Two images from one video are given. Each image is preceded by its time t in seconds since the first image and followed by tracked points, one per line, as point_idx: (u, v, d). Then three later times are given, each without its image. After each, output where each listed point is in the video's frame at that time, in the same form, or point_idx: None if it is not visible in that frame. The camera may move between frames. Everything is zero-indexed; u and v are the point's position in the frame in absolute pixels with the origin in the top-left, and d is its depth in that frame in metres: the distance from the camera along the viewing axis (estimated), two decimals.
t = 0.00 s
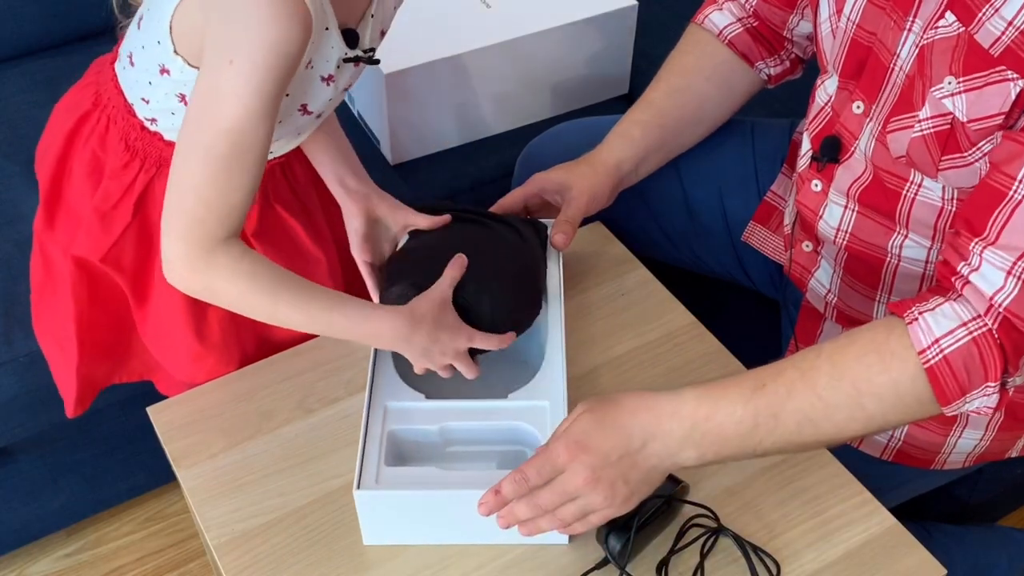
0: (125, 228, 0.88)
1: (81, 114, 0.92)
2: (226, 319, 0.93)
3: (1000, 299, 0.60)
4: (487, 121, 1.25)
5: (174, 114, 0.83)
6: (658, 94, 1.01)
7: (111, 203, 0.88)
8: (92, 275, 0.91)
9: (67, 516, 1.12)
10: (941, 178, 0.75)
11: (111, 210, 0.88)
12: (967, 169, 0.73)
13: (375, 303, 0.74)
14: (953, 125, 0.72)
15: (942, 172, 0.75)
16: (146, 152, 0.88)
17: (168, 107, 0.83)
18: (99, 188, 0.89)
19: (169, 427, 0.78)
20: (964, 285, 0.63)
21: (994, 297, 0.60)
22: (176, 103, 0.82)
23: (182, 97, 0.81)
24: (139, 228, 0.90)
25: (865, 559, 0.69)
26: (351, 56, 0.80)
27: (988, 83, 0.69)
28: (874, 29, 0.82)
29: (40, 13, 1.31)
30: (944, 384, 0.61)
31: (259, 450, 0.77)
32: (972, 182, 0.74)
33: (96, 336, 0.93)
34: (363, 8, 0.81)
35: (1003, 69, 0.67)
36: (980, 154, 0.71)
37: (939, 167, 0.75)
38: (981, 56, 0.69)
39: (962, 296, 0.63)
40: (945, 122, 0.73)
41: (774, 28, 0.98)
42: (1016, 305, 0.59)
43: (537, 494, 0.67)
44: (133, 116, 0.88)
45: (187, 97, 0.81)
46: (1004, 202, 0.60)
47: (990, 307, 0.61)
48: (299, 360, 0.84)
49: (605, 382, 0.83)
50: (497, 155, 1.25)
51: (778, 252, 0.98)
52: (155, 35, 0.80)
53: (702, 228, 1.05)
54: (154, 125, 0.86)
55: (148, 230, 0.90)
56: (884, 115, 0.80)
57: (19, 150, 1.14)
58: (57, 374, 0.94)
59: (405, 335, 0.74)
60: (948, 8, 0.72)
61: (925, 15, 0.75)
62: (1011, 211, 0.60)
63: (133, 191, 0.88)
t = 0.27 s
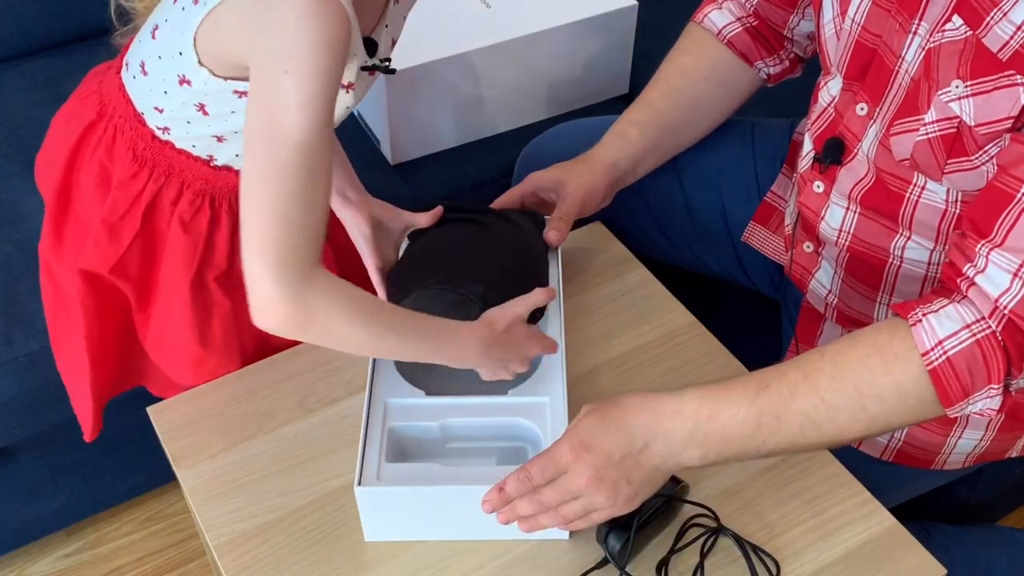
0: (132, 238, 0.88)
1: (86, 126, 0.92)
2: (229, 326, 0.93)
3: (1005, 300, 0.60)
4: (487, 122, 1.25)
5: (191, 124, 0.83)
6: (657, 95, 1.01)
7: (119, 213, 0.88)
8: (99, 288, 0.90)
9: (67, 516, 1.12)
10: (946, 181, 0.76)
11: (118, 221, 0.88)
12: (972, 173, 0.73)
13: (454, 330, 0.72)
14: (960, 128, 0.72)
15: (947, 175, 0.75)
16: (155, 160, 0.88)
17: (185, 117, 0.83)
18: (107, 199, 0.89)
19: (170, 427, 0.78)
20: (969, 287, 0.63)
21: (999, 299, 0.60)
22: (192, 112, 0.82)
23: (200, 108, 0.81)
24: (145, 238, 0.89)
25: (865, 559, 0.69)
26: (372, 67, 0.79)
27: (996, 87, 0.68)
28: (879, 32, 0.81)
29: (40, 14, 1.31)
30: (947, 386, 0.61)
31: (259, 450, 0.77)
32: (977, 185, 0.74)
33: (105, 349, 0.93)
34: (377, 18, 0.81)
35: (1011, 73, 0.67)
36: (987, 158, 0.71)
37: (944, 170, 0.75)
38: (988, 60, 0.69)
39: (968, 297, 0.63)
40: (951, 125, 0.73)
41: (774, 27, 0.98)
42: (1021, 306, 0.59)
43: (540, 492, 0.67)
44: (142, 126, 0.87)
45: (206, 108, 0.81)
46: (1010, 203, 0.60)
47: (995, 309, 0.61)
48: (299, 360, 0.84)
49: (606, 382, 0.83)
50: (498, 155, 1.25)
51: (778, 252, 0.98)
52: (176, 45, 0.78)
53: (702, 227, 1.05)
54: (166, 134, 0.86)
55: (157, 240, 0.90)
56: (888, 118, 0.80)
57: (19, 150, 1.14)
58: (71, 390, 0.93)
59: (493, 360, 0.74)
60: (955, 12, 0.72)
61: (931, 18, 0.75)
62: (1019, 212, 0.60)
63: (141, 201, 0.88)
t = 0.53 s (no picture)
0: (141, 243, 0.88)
1: (92, 132, 0.89)
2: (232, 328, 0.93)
3: (1007, 300, 0.60)
4: (488, 122, 1.25)
5: (205, 128, 0.80)
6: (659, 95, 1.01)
7: (129, 219, 0.87)
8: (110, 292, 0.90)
9: (67, 516, 1.12)
10: (949, 182, 0.76)
11: (127, 226, 0.87)
12: (974, 174, 0.73)
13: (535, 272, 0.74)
14: (964, 129, 0.72)
15: (950, 176, 0.75)
16: (164, 165, 0.86)
17: (200, 121, 0.80)
18: (115, 206, 0.87)
19: (170, 428, 0.78)
20: (971, 286, 0.63)
21: (1001, 298, 0.60)
22: (209, 116, 0.79)
23: (218, 114, 0.78)
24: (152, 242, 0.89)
25: (864, 559, 0.69)
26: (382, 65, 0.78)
27: (1000, 89, 0.68)
28: (882, 32, 0.81)
29: (40, 13, 1.31)
30: (948, 385, 0.61)
31: (260, 450, 0.77)
32: (980, 186, 0.74)
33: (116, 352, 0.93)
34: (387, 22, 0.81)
35: (1015, 75, 0.67)
36: (990, 159, 0.71)
37: (948, 171, 0.75)
38: (992, 62, 0.69)
39: (970, 297, 0.63)
40: (955, 126, 0.73)
41: (776, 27, 0.98)
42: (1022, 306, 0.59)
43: (541, 489, 0.67)
44: (150, 129, 0.85)
45: (224, 113, 0.78)
46: (1013, 204, 0.60)
47: (996, 309, 0.61)
48: (300, 359, 0.84)
49: (606, 381, 0.83)
50: (498, 155, 1.25)
51: (779, 252, 0.98)
52: (194, 50, 0.73)
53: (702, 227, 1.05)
54: (177, 138, 0.83)
55: (166, 244, 0.90)
56: (891, 119, 0.80)
57: (19, 150, 1.14)
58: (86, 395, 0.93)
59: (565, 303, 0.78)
60: (960, 13, 0.72)
61: (935, 19, 0.75)
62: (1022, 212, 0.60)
63: (150, 206, 0.87)
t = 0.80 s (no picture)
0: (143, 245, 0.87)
1: (95, 133, 0.89)
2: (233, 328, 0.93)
3: (1008, 299, 0.60)
4: (488, 122, 1.25)
5: (206, 126, 0.81)
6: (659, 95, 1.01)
7: (131, 219, 0.86)
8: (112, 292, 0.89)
9: (67, 516, 1.12)
10: (950, 182, 0.76)
11: (128, 227, 0.86)
12: (976, 174, 0.73)
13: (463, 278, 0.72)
14: (965, 130, 0.72)
15: (952, 176, 0.75)
16: (165, 165, 0.85)
17: (200, 117, 0.80)
18: (117, 207, 0.86)
19: (170, 428, 0.78)
20: (971, 285, 0.63)
21: (1001, 298, 0.60)
22: (208, 112, 0.79)
23: (217, 109, 0.78)
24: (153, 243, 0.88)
25: (864, 559, 0.69)
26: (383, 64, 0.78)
27: (1002, 89, 0.68)
28: (884, 33, 0.81)
29: (40, 13, 1.31)
30: (948, 384, 0.61)
31: (260, 450, 0.77)
32: (982, 186, 0.74)
33: (122, 357, 0.91)
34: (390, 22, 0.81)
35: (1017, 75, 0.67)
36: (991, 159, 0.71)
37: (949, 171, 0.75)
38: (993, 62, 0.69)
39: (970, 297, 0.63)
40: (956, 126, 0.73)
41: (776, 27, 0.98)
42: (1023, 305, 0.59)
43: (540, 489, 0.67)
44: (151, 128, 0.85)
45: (223, 109, 0.78)
46: (1015, 203, 0.60)
47: (997, 308, 0.61)
48: (300, 359, 0.84)
49: (607, 381, 0.83)
50: (499, 155, 1.25)
51: (778, 252, 0.98)
52: (194, 42, 0.74)
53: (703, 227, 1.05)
54: (177, 137, 0.84)
55: (168, 245, 0.89)
56: (892, 119, 0.80)
57: (19, 150, 1.14)
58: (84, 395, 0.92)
59: (500, 310, 0.76)
60: (962, 13, 0.71)
61: (937, 20, 0.75)
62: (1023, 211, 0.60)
63: (152, 206, 0.86)
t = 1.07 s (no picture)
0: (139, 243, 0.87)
1: (92, 131, 0.89)
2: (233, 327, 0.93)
3: (1010, 298, 0.60)
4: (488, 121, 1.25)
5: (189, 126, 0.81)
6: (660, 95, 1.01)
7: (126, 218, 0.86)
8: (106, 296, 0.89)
9: (67, 516, 1.12)
10: (952, 182, 0.76)
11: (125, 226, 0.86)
12: (978, 174, 0.73)
13: (307, 262, 0.77)
14: (966, 130, 0.72)
15: (954, 176, 0.75)
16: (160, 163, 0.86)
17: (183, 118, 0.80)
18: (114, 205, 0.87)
19: (170, 428, 0.78)
20: (974, 284, 0.63)
21: (1004, 296, 0.60)
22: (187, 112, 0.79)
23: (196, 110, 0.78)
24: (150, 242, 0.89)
25: (865, 559, 0.69)
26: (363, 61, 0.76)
27: (1004, 89, 0.68)
28: (885, 34, 0.81)
29: (40, 13, 1.31)
30: (950, 383, 0.61)
31: (260, 450, 0.77)
32: (984, 186, 0.74)
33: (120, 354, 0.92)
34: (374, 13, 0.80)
35: (1019, 75, 0.67)
36: (994, 158, 0.71)
37: (950, 171, 0.75)
38: (995, 62, 0.69)
39: (974, 296, 0.63)
40: (957, 127, 0.73)
41: (776, 28, 0.98)
42: None
43: (540, 492, 0.67)
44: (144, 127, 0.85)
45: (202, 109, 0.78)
46: (1017, 201, 0.60)
47: (999, 306, 0.61)
48: (300, 359, 0.84)
49: (607, 381, 0.83)
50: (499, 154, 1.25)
51: (779, 252, 0.98)
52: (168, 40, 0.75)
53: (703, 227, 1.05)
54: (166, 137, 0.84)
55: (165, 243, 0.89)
56: (893, 120, 0.80)
57: (19, 150, 1.14)
58: (80, 393, 0.93)
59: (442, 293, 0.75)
60: (964, 14, 0.71)
61: (938, 21, 0.75)
62: None
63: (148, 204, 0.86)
